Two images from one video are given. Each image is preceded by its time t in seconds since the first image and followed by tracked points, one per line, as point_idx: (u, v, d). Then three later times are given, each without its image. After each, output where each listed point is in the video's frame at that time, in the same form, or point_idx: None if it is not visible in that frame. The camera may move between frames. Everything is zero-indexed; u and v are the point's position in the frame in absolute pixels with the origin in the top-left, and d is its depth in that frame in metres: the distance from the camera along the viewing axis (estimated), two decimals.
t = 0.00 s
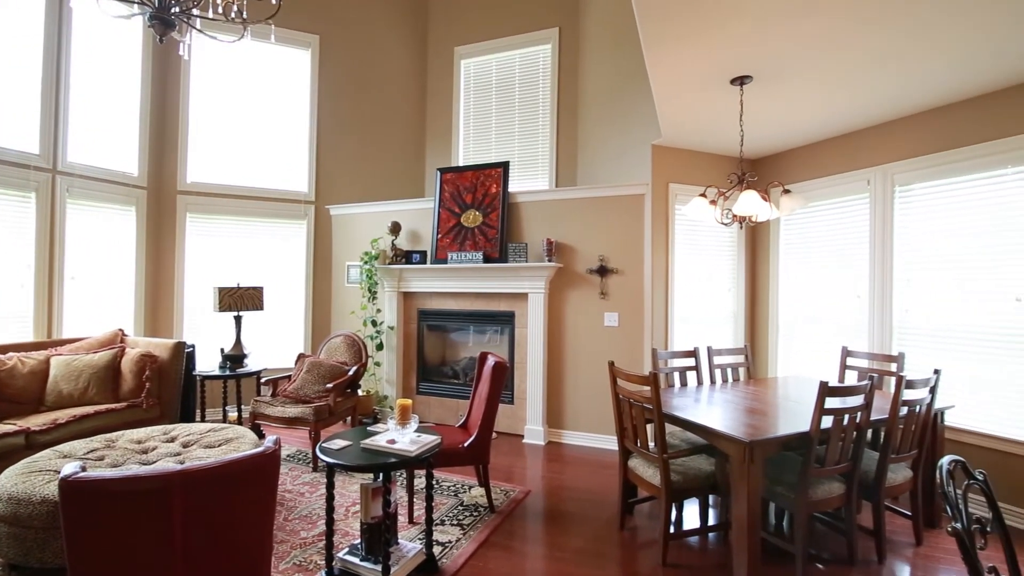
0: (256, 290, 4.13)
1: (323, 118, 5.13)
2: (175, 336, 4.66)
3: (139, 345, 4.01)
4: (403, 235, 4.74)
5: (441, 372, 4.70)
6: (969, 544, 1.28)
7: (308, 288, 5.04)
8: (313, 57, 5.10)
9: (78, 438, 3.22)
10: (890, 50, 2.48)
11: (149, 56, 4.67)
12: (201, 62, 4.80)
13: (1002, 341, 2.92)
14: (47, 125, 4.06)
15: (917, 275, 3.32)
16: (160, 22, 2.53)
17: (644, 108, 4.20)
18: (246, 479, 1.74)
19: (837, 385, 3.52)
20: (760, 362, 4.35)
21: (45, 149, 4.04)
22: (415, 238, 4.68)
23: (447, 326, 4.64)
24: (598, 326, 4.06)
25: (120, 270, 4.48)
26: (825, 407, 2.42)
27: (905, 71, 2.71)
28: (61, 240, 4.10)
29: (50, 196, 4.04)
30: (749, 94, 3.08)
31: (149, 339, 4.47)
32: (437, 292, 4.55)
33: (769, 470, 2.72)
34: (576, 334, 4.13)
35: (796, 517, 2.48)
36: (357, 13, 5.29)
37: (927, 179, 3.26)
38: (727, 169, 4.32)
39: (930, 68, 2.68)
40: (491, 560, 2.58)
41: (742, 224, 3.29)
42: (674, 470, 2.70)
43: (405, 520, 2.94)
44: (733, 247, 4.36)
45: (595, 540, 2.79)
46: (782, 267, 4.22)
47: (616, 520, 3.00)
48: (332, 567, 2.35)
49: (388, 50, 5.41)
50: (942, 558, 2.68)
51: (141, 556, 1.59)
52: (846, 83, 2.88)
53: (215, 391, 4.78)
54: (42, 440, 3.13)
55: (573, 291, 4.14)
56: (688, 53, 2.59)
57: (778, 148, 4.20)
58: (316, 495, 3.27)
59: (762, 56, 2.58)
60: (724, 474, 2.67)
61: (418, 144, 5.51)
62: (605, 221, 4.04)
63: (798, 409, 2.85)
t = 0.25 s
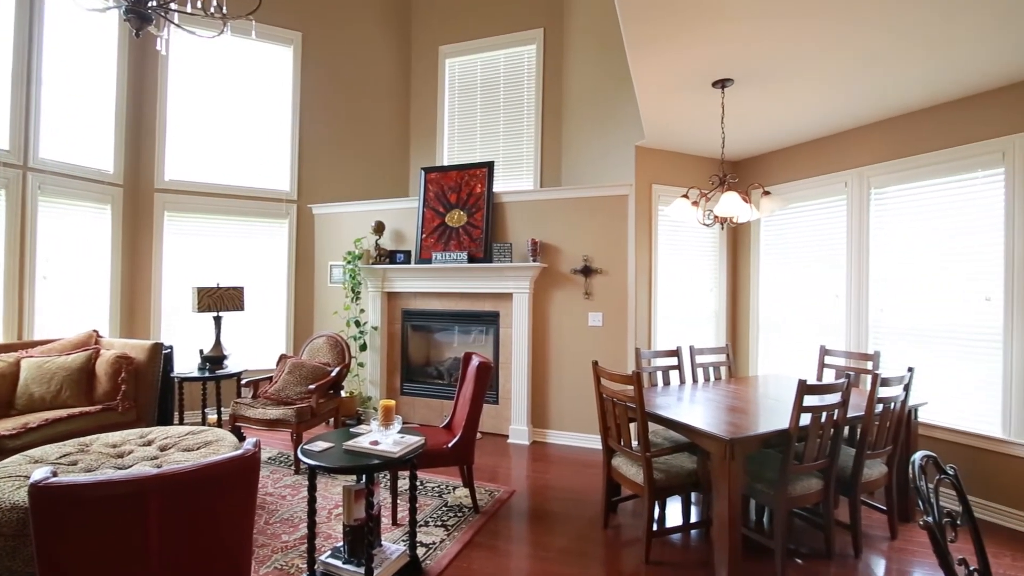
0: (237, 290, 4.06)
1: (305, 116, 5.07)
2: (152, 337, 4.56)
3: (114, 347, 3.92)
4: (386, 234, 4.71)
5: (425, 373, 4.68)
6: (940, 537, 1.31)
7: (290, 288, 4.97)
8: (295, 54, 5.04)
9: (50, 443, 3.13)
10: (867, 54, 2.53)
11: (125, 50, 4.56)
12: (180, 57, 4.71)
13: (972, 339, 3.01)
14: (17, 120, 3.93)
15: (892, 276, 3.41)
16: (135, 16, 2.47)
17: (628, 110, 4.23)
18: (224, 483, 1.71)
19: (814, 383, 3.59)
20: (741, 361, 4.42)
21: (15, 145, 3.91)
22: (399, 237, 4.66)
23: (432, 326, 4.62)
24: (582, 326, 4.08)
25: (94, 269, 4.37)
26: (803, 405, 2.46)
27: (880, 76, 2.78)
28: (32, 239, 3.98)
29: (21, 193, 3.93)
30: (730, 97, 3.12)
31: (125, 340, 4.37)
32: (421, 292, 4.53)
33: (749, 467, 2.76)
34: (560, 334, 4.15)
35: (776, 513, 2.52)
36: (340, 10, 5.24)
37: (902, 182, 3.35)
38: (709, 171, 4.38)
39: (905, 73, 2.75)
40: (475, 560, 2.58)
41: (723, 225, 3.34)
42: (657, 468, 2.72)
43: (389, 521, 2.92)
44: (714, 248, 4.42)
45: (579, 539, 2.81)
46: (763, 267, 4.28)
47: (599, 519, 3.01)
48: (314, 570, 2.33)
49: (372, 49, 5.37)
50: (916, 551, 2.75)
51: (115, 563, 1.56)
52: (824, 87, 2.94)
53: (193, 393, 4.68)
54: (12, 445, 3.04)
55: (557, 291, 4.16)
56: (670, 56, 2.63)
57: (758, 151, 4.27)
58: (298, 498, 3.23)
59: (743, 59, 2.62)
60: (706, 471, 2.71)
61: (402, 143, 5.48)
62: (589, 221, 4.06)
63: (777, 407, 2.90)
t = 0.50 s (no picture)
0: (216, 290, 3.99)
1: (286, 114, 5.00)
2: (128, 339, 4.45)
3: (88, 349, 3.81)
4: (370, 234, 4.67)
5: (409, 373, 4.65)
6: (911, 531, 1.34)
7: (271, 288, 4.90)
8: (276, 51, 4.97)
9: (20, 448, 3.03)
10: (843, 58, 2.59)
11: (99, 44, 4.44)
12: (156, 52, 4.60)
13: (943, 338, 3.10)
14: None
15: (868, 276, 3.49)
16: (110, 9, 2.40)
17: (612, 111, 4.26)
18: (204, 486, 1.69)
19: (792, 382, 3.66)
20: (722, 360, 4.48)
21: None
22: (382, 237, 4.62)
23: (416, 327, 4.60)
24: (566, 326, 4.10)
25: (67, 269, 4.25)
26: (782, 403, 2.51)
27: (856, 80, 2.84)
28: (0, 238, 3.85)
29: None
30: (712, 99, 3.17)
31: (99, 341, 4.25)
32: (405, 293, 4.50)
33: (730, 464, 2.80)
34: (544, 334, 4.16)
35: (756, 510, 2.56)
36: (322, 8, 5.18)
37: (877, 184, 3.44)
38: (691, 172, 4.43)
39: (880, 78, 2.82)
40: (459, 560, 2.57)
41: (705, 225, 3.38)
42: (639, 467, 2.75)
43: (372, 523, 2.90)
44: (696, 248, 4.47)
45: (563, 538, 2.81)
46: (743, 268, 4.35)
47: (583, 518, 3.03)
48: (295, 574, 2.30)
49: (355, 46, 5.32)
50: (890, 545, 2.82)
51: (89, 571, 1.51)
52: (803, 90, 3.00)
53: (171, 395, 4.59)
54: None
55: (541, 291, 4.17)
56: (653, 58, 2.65)
57: (739, 153, 4.33)
58: (279, 501, 3.19)
59: (725, 61, 2.66)
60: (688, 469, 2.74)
61: (386, 142, 5.43)
62: (573, 222, 4.08)
63: (757, 405, 2.95)
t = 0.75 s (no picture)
0: (195, 290, 3.92)
1: (267, 112, 4.93)
2: (102, 340, 4.34)
3: (61, 350, 3.71)
4: (353, 234, 4.63)
5: (393, 374, 4.62)
6: (884, 525, 1.37)
7: (252, 288, 4.82)
8: (257, 48, 4.89)
9: None
10: (822, 61, 2.64)
11: (73, 38, 4.33)
12: (132, 47, 4.50)
13: (917, 336, 3.18)
14: None
15: (845, 276, 3.57)
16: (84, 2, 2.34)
17: (596, 112, 4.28)
18: (183, 489, 1.67)
19: (772, 380, 3.72)
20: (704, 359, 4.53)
21: None
22: (366, 236, 4.58)
23: (400, 327, 4.57)
24: (551, 325, 4.11)
25: (39, 269, 4.13)
26: (761, 401, 2.55)
27: (834, 84, 2.90)
28: None
29: None
30: (694, 101, 3.21)
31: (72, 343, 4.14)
32: (389, 293, 4.47)
33: (712, 462, 2.84)
34: (529, 334, 4.16)
35: (737, 507, 2.60)
36: (305, 5, 5.12)
37: (853, 186, 3.51)
38: (674, 174, 4.48)
39: (856, 82, 2.89)
40: (443, 561, 2.56)
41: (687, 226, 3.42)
42: (623, 465, 2.77)
43: (355, 526, 2.87)
44: (679, 249, 4.52)
45: (547, 537, 2.82)
46: (725, 268, 4.41)
47: (567, 517, 3.04)
48: None
49: (338, 44, 5.26)
50: (866, 539, 2.88)
51: None
52: (782, 92, 3.05)
53: (148, 398, 4.49)
54: None
55: (526, 291, 4.18)
56: (636, 59, 2.68)
57: (720, 155, 4.39)
58: (260, 505, 3.14)
59: (707, 63, 2.69)
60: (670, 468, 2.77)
61: (369, 141, 5.38)
62: (557, 222, 4.10)
63: (737, 403, 2.99)
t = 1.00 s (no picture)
0: (172, 290, 3.83)
1: (246, 109, 4.85)
2: (75, 342, 4.22)
3: (30, 352, 3.59)
4: (335, 233, 4.58)
5: (376, 375, 4.58)
6: (858, 520, 1.40)
7: (231, 288, 4.74)
8: (237, 43, 4.81)
9: None
10: (801, 67, 2.69)
11: (43, 30, 4.20)
12: (106, 41, 4.38)
13: (890, 335, 3.27)
14: None
15: (821, 276, 3.64)
16: None
17: (580, 113, 4.30)
18: (158, 494, 1.64)
19: (751, 378, 3.79)
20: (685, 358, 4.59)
21: None
22: (348, 236, 4.53)
23: (382, 327, 4.53)
24: (534, 326, 4.12)
25: (7, 268, 4.00)
26: (741, 399, 2.59)
27: (812, 89, 2.96)
28: None
29: None
30: (675, 104, 3.25)
31: (43, 344, 4.02)
32: (371, 293, 4.43)
33: (693, 459, 2.87)
34: (513, 334, 4.17)
35: (717, 504, 2.64)
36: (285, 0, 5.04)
37: (830, 188, 3.59)
38: (656, 175, 4.53)
39: (833, 87, 2.95)
40: (426, 563, 2.55)
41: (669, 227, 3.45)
42: (606, 464, 2.79)
43: (336, 528, 2.84)
44: (661, 249, 4.57)
45: (531, 537, 2.83)
46: (706, 268, 4.47)
47: (550, 516, 3.05)
48: None
49: (320, 41, 5.20)
50: (842, 533, 2.96)
51: None
52: (762, 97, 3.11)
53: (122, 401, 4.38)
54: None
55: (510, 291, 4.18)
56: (619, 62, 2.70)
57: (701, 157, 4.45)
58: (239, 508, 3.09)
59: (689, 67, 2.72)
60: (652, 466, 2.79)
61: (352, 140, 5.33)
62: (541, 222, 4.11)
63: (718, 401, 3.03)
